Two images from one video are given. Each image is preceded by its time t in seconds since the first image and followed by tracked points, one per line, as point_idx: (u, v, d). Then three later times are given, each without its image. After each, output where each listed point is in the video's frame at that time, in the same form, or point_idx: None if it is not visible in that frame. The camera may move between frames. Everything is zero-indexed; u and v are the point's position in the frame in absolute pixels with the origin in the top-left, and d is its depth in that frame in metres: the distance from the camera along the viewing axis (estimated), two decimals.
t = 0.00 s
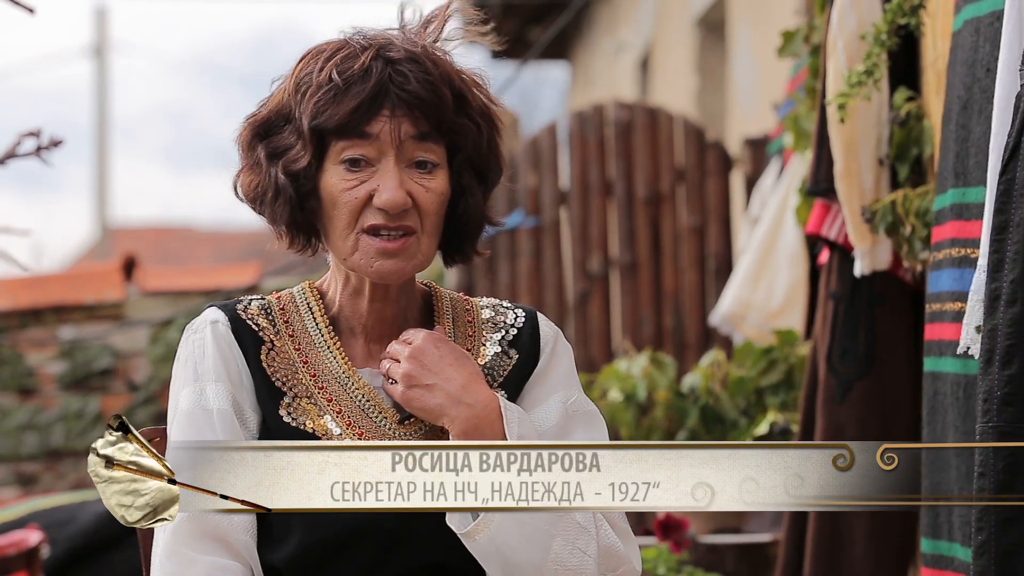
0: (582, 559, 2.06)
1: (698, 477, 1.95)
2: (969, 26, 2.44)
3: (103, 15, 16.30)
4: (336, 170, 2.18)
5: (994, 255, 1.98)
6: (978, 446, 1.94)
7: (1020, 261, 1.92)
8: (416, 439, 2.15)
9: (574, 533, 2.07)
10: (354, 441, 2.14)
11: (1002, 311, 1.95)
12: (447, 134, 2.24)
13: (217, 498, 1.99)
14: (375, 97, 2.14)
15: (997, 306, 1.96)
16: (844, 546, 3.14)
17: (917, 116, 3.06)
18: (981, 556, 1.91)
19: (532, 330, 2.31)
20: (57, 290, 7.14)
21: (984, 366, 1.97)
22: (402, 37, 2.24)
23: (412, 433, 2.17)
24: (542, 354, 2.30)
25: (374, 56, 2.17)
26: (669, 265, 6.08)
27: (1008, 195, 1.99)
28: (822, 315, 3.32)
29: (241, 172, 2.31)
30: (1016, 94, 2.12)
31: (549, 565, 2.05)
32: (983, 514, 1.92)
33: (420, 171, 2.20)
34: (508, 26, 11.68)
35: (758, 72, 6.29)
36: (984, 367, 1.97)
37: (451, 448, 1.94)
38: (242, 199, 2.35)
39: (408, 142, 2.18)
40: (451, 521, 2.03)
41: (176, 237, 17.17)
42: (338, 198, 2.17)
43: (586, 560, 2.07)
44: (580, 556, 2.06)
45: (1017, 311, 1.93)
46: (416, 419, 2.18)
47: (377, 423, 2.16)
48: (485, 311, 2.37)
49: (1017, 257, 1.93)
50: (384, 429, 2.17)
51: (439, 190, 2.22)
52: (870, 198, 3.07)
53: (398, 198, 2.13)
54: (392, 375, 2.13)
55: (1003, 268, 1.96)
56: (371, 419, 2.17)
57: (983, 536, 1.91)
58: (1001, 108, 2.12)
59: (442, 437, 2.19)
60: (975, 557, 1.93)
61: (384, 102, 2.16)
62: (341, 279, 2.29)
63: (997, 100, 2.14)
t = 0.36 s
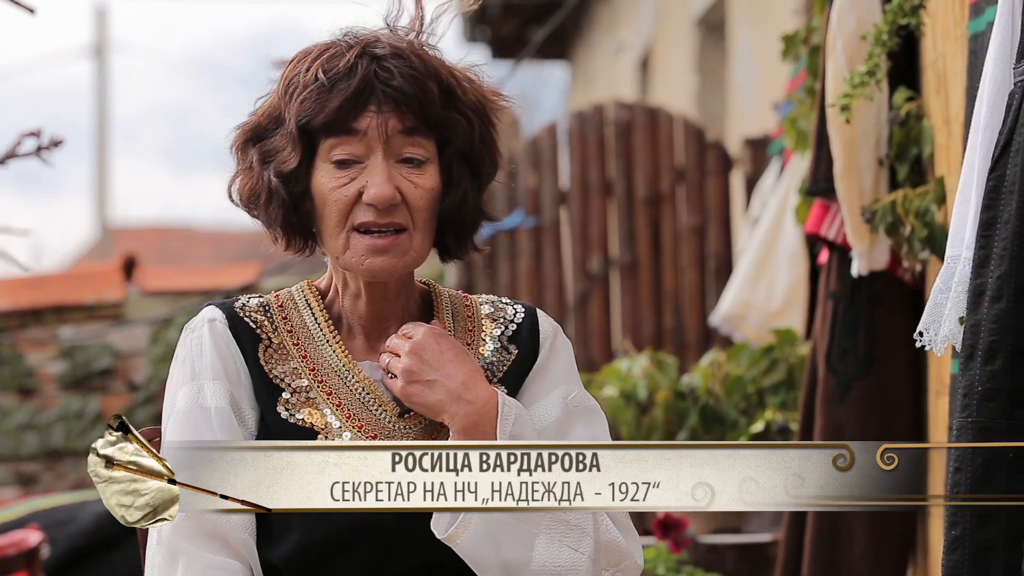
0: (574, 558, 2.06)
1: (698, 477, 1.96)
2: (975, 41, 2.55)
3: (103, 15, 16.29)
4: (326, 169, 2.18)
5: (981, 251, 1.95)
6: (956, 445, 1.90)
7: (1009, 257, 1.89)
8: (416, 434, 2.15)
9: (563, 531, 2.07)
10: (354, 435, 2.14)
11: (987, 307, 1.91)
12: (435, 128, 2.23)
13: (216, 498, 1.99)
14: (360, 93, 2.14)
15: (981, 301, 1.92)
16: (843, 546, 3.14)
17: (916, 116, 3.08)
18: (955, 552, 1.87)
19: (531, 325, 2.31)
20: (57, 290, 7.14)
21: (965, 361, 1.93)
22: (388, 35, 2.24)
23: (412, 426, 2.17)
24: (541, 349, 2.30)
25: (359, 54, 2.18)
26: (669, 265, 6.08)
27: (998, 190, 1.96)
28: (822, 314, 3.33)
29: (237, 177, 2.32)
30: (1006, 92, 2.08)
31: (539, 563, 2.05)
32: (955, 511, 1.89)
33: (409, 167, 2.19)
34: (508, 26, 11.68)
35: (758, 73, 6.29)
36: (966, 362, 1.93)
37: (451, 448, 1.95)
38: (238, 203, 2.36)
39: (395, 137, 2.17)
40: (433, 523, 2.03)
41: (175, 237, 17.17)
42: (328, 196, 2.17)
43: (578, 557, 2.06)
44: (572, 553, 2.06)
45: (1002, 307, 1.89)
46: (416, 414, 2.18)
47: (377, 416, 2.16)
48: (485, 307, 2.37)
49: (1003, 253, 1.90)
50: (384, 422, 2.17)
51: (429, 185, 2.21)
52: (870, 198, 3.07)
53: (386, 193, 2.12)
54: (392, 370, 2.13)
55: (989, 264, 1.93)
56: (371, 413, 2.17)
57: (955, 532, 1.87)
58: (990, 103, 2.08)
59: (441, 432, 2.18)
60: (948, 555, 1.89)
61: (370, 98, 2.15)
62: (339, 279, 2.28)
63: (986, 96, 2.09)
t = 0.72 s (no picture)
0: (577, 558, 2.06)
1: (698, 477, 1.96)
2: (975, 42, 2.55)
3: (104, 15, 16.29)
4: (309, 173, 2.19)
5: (990, 254, 1.97)
6: (970, 445, 1.92)
7: (1016, 260, 1.91)
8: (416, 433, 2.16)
9: (567, 530, 2.07)
10: (355, 435, 2.14)
11: (996, 310, 1.92)
12: (415, 126, 2.22)
13: (216, 498, 1.99)
14: (335, 96, 2.15)
15: (991, 305, 1.94)
16: (843, 546, 3.14)
17: (916, 116, 3.08)
18: (970, 555, 1.91)
19: (530, 325, 2.31)
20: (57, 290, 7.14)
21: (977, 365, 1.95)
22: (366, 34, 2.24)
23: (411, 425, 2.17)
24: (541, 349, 2.30)
25: (335, 56, 2.18)
26: (669, 265, 6.08)
27: (1006, 192, 1.97)
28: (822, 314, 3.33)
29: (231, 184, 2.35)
30: (1011, 95, 2.10)
31: (541, 563, 2.06)
32: (971, 513, 1.91)
33: (390, 167, 2.19)
34: (508, 25, 11.68)
35: (759, 73, 6.29)
36: (978, 366, 1.95)
37: (451, 448, 1.95)
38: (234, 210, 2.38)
39: (373, 137, 2.17)
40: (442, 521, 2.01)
41: (175, 237, 17.18)
42: (311, 200, 2.18)
43: (581, 556, 2.07)
44: (575, 552, 2.07)
45: (1009, 310, 1.90)
46: (417, 412, 2.18)
47: (377, 416, 2.16)
48: (484, 307, 2.37)
49: (1011, 256, 1.92)
50: (385, 422, 2.17)
51: (413, 184, 2.20)
52: (871, 197, 3.07)
53: (363, 194, 2.13)
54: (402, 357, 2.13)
55: (998, 267, 1.95)
56: (371, 412, 2.17)
57: (970, 536, 1.90)
58: (995, 107, 2.10)
59: (441, 431, 2.19)
60: (964, 555, 1.92)
61: (346, 100, 2.16)
62: (336, 280, 2.29)
63: (990, 98, 2.11)
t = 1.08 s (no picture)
0: (596, 555, 2.08)
1: (698, 477, 1.96)
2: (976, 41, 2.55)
3: (104, 15, 16.28)
4: (304, 174, 2.19)
5: (994, 255, 1.97)
6: (978, 446, 1.93)
7: (1020, 261, 1.91)
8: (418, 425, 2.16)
9: (589, 527, 2.08)
10: (357, 429, 2.14)
11: (1003, 311, 1.93)
12: (409, 126, 2.22)
13: (216, 498, 1.99)
14: (328, 97, 2.15)
15: (997, 306, 1.95)
16: (843, 545, 3.14)
17: (916, 116, 3.07)
18: (983, 556, 1.91)
19: (530, 322, 2.31)
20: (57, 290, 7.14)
21: (984, 367, 1.96)
22: (359, 36, 2.24)
23: (414, 417, 2.18)
24: (541, 345, 2.30)
25: (328, 57, 2.19)
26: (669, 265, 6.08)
27: (1009, 194, 1.98)
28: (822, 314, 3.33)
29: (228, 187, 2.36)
30: (1012, 95, 2.09)
31: (563, 560, 2.07)
32: (981, 515, 1.92)
33: (385, 167, 2.19)
34: (509, 25, 11.67)
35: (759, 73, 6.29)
36: (984, 368, 1.96)
37: (451, 447, 1.95)
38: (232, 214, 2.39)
39: (367, 138, 2.17)
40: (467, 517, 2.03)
41: (175, 236, 17.18)
42: (306, 201, 2.18)
43: (598, 554, 2.08)
44: (594, 550, 2.08)
45: (1017, 311, 1.91)
46: (418, 404, 2.18)
47: (377, 409, 2.16)
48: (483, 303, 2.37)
49: (1016, 257, 1.93)
50: (385, 415, 2.17)
51: (407, 184, 2.20)
52: (868, 198, 3.07)
53: (358, 195, 2.12)
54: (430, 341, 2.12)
55: (1003, 267, 1.95)
56: (372, 405, 2.17)
57: (982, 537, 1.91)
58: (995, 107, 2.10)
59: (444, 421, 2.19)
60: (975, 557, 1.93)
61: (339, 100, 2.17)
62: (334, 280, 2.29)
63: (991, 98, 2.11)
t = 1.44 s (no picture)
0: (615, 557, 2.08)
1: (698, 477, 1.96)
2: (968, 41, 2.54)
3: (104, 15, 16.28)
4: (310, 179, 2.19)
5: (994, 255, 1.98)
6: (977, 446, 1.94)
7: (1020, 261, 1.92)
8: (418, 428, 2.15)
9: (610, 529, 2.09)
10: (358, 430, 2.13)
11: (1002, 311, 1.94)
12: (414, 130, 2.22)
13: (216, 498, 1.99)
14: (335, 102, 2.15)
15: (996, 306, 1.96)
16: (843, 544, 3.14)
17: (916, 116, 3.07)
18: (980, 556, 1.91)
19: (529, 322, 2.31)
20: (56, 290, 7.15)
21: (983, 367, 1.97)
22: (362, 39, 2.24)
23: (415, 419, 2.17)
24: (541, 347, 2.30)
25: (333, 61, 2.18)
26: (669, 265, 6.08)
27: (1008, 194, 1.99)
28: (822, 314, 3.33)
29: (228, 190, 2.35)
30: (1011, 95, 2.10)
31: (586, 561, 2.07)
32: (980, 515, 1.92)
33: (392, 172, 2.19)
34: (509, 26, 11.67)
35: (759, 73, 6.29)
36: (983, 368, 1.96)
37: (451, 448, 1.95)
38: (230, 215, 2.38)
39: (374, 143, 2.17)
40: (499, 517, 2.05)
41: (176, 236, 17.19)
42: (314, 208, 2.18)
43: (617, 557, 2.09)
44: (613, 552, 2.08)
45: (1016, 311, 1.92)
46: (419, 406, 2.18)
47: (379, 411, 2.15)
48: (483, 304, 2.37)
49: (1016, 256, 1.93)
50: (386, 416, 2.16)
51: (413, 189, 2.20)
52: (869, 197, 3.08)
53: (367, 201, 2.12)
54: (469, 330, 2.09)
55: (1002, 267, 1.96)
56: (372, 408, 2.16)
57: (980, 537, 1.91)
58: (995, 107, 2.10)
59: (444, 423, 2.18)
60: (973, 557, 1.92)
61: (345, 106, 2.16)
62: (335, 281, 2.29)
63: (991, 97, 2.11)
